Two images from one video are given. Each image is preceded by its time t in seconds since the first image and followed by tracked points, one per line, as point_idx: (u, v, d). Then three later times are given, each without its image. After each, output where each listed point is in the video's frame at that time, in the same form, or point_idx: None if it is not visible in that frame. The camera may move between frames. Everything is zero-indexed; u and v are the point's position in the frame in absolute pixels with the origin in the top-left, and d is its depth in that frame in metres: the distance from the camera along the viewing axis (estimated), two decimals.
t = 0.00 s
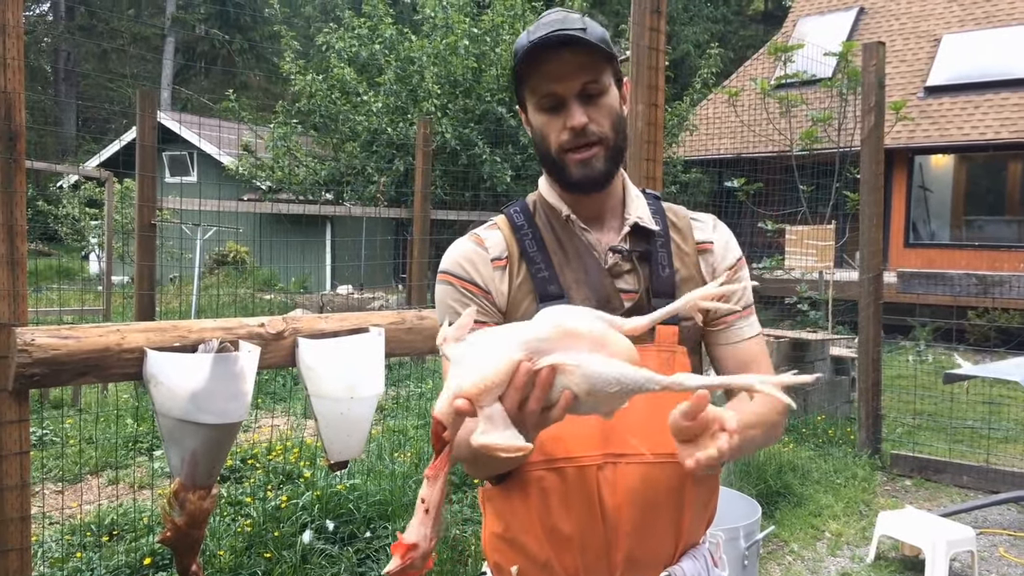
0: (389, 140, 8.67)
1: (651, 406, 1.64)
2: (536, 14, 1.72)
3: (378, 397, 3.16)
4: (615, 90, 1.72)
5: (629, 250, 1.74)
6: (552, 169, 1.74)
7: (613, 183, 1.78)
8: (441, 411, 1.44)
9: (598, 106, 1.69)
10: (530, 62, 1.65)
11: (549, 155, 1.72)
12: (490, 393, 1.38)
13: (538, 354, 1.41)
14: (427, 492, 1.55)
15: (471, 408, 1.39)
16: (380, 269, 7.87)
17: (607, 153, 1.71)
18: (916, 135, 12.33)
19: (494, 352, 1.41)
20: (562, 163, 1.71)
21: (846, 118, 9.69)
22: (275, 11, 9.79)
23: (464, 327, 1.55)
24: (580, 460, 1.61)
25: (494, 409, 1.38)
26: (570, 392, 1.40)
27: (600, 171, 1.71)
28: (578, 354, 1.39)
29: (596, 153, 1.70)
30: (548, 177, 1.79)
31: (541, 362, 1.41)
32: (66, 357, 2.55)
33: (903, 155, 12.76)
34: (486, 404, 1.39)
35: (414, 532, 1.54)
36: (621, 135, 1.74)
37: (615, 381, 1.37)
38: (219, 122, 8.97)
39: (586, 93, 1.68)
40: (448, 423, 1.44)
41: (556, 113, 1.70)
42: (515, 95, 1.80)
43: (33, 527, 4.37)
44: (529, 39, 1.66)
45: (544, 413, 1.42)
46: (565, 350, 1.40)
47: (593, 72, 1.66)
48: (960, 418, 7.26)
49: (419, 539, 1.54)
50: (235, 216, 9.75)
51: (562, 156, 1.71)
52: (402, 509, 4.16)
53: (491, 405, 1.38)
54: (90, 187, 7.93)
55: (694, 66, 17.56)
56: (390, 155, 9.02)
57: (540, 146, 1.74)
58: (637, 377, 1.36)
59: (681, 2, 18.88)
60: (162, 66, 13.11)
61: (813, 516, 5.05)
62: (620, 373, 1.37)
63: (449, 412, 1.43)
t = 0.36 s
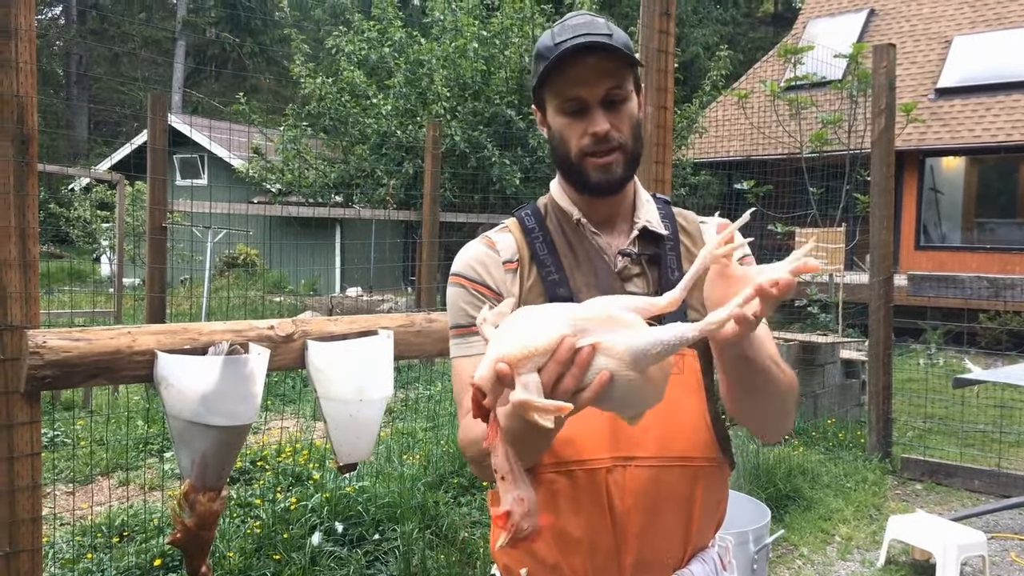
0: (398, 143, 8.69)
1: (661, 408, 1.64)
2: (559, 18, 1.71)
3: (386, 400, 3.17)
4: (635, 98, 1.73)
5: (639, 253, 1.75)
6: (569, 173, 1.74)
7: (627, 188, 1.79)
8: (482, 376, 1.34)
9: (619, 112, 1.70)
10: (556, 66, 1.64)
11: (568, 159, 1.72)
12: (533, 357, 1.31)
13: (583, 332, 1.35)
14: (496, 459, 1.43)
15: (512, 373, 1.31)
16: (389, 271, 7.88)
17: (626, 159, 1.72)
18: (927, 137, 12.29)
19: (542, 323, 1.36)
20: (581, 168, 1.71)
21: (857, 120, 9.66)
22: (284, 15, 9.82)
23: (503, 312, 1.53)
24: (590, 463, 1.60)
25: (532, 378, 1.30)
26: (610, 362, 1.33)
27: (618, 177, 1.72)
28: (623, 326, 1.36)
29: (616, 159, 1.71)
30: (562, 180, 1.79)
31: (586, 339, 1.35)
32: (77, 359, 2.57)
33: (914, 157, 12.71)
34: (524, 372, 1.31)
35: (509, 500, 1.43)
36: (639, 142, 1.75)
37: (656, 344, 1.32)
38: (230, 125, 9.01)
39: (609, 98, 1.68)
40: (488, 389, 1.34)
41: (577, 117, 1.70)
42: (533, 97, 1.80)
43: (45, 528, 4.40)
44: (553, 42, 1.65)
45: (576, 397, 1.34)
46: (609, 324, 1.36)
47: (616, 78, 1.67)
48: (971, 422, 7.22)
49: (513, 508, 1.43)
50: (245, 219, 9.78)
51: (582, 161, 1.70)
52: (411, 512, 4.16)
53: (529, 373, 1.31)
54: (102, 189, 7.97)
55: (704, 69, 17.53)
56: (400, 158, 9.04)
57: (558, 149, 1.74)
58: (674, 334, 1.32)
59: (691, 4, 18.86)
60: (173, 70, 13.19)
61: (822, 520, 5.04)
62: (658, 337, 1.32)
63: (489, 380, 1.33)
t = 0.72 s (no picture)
0: (407, 146, 8.70)
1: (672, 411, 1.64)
2: (564, 23, 1.71)
3: (395, 403, 3.18)
4: (638, 101, 1.72)
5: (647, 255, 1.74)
6: (572, 178, 1.75)
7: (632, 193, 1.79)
8: (517, 361, 1.35)
9: (621, 118, 1.69)
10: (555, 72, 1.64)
11: (570, 164, 1.73)
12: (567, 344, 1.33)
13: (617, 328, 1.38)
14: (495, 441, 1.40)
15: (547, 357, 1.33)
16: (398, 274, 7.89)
17: (627, 164, 1.72)
18: (937, 137, 12.23)
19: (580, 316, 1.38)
20: (583, 174, 1.72)
21: (866, 120, 9.62)
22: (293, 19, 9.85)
23: (537, 301, 1.50)
24: (601, 466, 1.60)
25: (564, 364, 1.32)
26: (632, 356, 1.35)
27: (620, 182, 1.72)
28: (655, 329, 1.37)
29: (617, 164, 1.71)
30: (568, 184, 1.80)
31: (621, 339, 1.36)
32: (86, 364, 2.57)
33: (924, 156, 12.65)
34: (558, 357, 1.33)
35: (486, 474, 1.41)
36: (643, 146, 1.74)
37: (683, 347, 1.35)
38: (238, 130, 9.04)
39: (609, 104, 1.67)
40: (520, 374, 1.35)
41: (579, 123, 1.70)
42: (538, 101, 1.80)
43: (56, 532, 4.42)
44: (555, 49, 1.65)
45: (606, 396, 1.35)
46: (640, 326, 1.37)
47: (616, 82, 1.66)
48: (984, 422, 7.17)
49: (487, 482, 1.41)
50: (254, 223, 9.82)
51: (584, 166, 1.71)
52: (420, 514, 4.16)
53: (563, 360, 1.33)
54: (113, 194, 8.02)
55: (712, 70, 17.51)
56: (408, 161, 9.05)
57: (561, 153, 1.74)
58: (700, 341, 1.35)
59: (699, 5, 18.83)
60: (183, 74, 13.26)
61: (834, 522, 5.01)
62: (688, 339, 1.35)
63: (523, 364, 1.34)
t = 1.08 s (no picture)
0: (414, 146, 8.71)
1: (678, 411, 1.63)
2: (563, 23, 1.71)
3: (401, 403, 3.18)
4: (639, 99, 1.72)
5: (651, 254, 1.73)
6: (575, 177, 1.75)
7: (635, 191, 1.79)
8: (522, 360, 1.33)
9: (622, 116, 1.70)
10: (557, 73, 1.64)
11: (573, 164, 1.74)
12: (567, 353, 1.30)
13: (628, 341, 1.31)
14: (518, 445, 1.40)
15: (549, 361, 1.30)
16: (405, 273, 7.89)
17: (629, 163, 1.72)
18: (947, 134, 12.16)
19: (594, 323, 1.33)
20: (586, 174, 1.72)
21: (875, 117, 9.57)
22: (300, 20, 9.87)
23: (553, 301, 1.47)
24: (605, 466, 1.60)
25: (565, 370, 1.28)
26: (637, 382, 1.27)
27: (622, 181, 1.72)
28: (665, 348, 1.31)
29: (619, 163, 1.71)
30: (571, 184, 1.80)
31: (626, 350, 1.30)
32: (95, 364, 2.59)
33: (934, 153, 12.58)
34: (561, 363, 1.29)
35: (519, 486, 1.41)
36: (645, 143, 1.74)
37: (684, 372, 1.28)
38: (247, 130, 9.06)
39: (610, 103, 1.67)
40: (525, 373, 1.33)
41: (581, 122, 1.70)
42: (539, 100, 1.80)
43: (66, 531, 4.44)
44: (555, 49, 1.65)
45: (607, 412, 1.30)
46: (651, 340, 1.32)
47: (617, 82, 1.66)
48: (995, 420, 7.13)
49: (525, 492, 1.41)
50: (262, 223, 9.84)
51: (586, 166, 1.72)
52: (428, 513, 4.16)
53: (564, 366, 1.29)
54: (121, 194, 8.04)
55: (720, 67, 17.44)
56: (415, 160, 9.05)
57: (563, 153, 1.75)
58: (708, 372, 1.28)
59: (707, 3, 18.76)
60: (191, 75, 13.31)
61: (843, 520, 5.00)
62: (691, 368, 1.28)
63: (528, 365, 1.32)
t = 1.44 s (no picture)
0: (417, 141, 8.70)
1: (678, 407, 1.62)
2: (563, 13, 1.71)
3: (403, 399, 3.18)
4: (639, 89, 1.72)
5: (652, 250, 1.75)
6: (575, 168, 1.74)
7: (635, 183, 1.78)
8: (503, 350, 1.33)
9: (623, 106, 1.69)
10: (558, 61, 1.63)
11: (573, 153, 1.72)
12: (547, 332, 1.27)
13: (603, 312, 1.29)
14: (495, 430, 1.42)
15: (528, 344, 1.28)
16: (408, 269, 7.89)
17: (631, 151, 1.71)
18: (951, 129, 12.13)
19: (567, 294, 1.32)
20: (587, 163, 1.71)
21: (879, 112, 9.54)
22: (303, 15, 9.86)
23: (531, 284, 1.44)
24: (604, 463, 1.60)
25: (544, 354, 1.25)
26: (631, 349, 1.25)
27: (624, 170, 1.71)
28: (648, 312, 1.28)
29: (621, 152, 1.70)
30: (571, 176, 1.79)
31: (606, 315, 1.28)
32: (96, 359, 2.59)
33: (939, 149, 12.54)
34: (537, 347, 1.27)
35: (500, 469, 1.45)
36: (646, 133, 1.74)
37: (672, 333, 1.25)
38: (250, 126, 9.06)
39: (611, 92, 1.67)
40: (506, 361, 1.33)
41: (581, 112, 1.69)
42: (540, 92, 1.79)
43: (68, 525, 4.45)
44: (555, 38, 1.65)
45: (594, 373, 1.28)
46: (626, 304, 1.30)
47: (619, 71, 1.65)
48: (998, 416, 7.12)
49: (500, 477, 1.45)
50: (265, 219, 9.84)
51: (588, 156, 1.71)
52: (429, 508, 4.17)
53: (541, 349, 1.26)
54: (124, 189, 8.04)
55: (724, 62, 17.41)
56: (418, 155, 9.05)
57: (563, 143, 1.74)
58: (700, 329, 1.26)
59: None
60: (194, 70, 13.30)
61: (845, 516, 4.99)
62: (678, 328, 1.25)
63: (506, 354, 1.31)
